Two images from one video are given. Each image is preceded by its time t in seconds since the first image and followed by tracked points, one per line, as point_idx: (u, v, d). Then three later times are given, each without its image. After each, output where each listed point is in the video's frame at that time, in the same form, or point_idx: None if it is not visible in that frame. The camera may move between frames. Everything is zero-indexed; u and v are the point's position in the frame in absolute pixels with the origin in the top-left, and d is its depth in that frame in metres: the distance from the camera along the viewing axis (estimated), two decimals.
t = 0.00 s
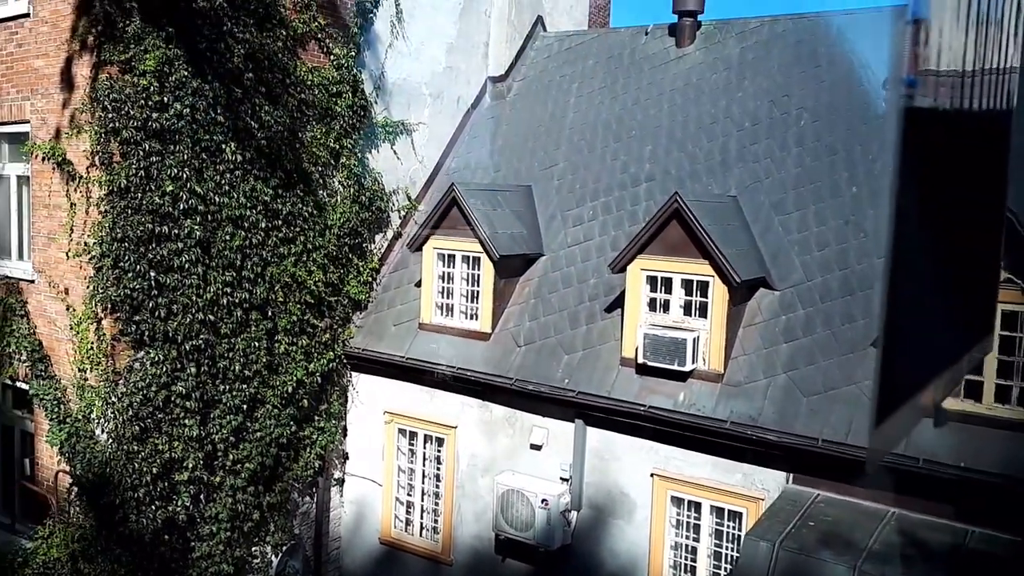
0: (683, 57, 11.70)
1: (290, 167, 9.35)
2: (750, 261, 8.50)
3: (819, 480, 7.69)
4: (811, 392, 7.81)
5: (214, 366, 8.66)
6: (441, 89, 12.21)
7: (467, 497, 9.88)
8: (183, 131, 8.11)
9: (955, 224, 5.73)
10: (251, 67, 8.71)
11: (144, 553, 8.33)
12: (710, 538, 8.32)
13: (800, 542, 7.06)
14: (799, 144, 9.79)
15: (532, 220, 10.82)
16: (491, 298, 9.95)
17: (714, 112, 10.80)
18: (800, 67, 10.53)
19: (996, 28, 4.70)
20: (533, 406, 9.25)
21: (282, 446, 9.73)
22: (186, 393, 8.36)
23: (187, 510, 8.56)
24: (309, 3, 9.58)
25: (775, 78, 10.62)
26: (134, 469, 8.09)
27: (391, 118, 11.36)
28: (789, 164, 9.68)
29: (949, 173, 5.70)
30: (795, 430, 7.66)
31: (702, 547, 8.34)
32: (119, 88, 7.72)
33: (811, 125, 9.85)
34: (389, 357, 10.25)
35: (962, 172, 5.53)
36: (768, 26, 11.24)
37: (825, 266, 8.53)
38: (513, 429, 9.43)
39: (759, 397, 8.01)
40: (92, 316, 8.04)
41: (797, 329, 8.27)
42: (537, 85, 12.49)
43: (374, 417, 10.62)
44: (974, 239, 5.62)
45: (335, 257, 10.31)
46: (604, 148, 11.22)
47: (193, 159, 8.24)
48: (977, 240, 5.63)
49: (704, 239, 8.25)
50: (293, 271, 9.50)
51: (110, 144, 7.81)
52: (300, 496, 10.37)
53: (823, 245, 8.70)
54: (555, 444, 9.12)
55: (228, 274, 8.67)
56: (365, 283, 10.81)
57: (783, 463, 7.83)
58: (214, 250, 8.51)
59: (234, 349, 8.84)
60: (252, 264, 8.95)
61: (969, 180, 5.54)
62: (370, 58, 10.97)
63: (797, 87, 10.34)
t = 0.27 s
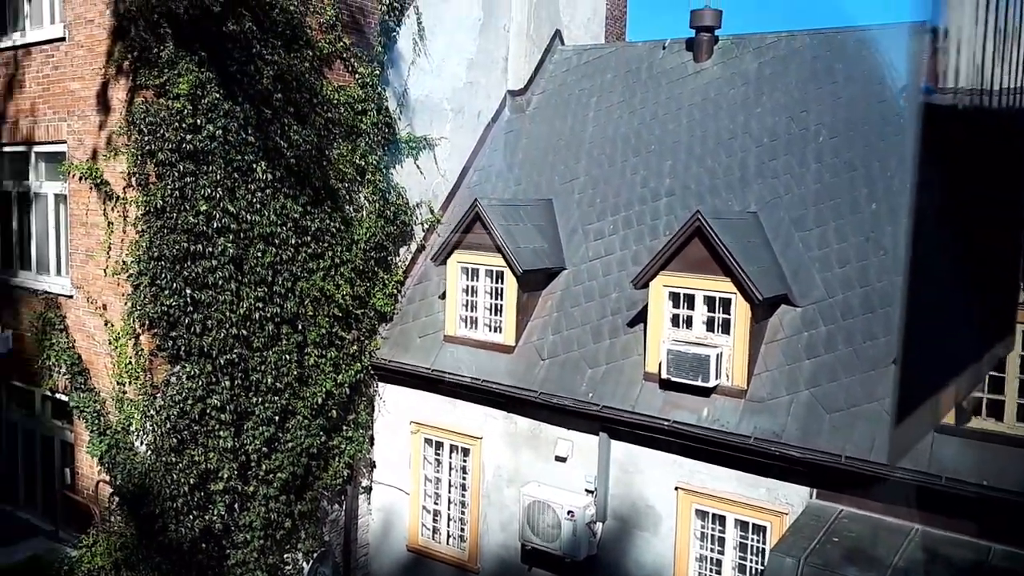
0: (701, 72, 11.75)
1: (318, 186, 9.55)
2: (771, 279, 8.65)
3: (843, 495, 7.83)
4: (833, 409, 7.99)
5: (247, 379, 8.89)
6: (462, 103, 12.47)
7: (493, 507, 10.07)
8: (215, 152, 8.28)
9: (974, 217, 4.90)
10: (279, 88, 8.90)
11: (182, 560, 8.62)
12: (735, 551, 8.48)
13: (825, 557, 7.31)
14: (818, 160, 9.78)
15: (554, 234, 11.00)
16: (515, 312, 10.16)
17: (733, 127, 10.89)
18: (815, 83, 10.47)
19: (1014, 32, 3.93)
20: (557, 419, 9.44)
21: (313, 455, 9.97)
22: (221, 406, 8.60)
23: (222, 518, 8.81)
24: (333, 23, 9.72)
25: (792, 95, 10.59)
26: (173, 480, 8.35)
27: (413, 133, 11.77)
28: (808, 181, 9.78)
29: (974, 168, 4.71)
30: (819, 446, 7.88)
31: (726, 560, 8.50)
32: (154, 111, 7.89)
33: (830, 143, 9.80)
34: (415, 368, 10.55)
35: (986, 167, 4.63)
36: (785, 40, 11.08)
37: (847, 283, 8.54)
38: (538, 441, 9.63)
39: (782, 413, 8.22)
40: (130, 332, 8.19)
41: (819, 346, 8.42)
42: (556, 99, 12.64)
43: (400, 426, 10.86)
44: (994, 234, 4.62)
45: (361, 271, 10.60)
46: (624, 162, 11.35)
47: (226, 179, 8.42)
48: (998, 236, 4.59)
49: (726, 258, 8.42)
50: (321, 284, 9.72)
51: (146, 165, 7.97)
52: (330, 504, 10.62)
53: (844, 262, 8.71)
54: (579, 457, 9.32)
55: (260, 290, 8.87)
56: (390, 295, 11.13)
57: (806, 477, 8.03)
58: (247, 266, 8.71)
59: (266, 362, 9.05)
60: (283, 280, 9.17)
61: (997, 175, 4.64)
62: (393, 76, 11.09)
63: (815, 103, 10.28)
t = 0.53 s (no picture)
0: (779, 79, 11.79)
1: (398, 198, 9.88)
2: (851, 295, 8.54)
3: (923, 518, 7.68)
4: (914, 429, 7.81)
5: (329, 384, 9.22)
6: (535, 113, 12.50)
7: (564, 515, 10.20)
8: (303, 166, 8.59)
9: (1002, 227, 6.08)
10: (362, 103, 9.20)
11: (267, 558, 9.00)
12: (810, 569, 8.41)
13: None
14: (900, 172, 9.68)
15: (627, 244, 11.03)
16: (586, 323, 10.20)
17: (812, 137, 10.81)
18: (902, 92, 10.46)
19: None
20: (629, 430, 9.49)
21: (389, 459, 10.28)
22: (305, 410, 8.94)
23: (304, 518, 9.17)
24: (412, 39, 9.95)
25: (873, 104, 10.59)
26: (260, 481, 8.71)
27: (487, 145, 11.79)
28: (890, 194, 9.59)
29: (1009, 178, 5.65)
30: (898, 467, 7.69)
31: None
32: (246, 129, 8.23)
33: (911, 154, 9.73)
34: (487, 376, 10.71)
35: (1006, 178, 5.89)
36: (865, 49, 11.19)
37: (929, 299, 8.45)
38: (609, 451, 9.70)
39: (861, 432, 8.06)
40: (222, 338, 8.60)
41: (900, 365, 8.26)
42: (628, 107, 12.90)
43: (473, 432, 11.07)
44: None
45: (437, 279, 10.91)
46: (698, 172, 11.35)
47: (312, 193, 8.73)
48: None
49: (804, 273, 8.31)
50: (399, 293, 10.04)
51: (238, 180, 8.33)
52: (405, 506, 10.92)
53: (926, 278, 8.62)
54: (652, 468, 9.36)
55: (343, 298, 9.20)
56: (463, 303, 11.39)
57: (885, 498, 7.85)
58: (331, 276, 9.04)
59: (348, 368, 9.38)
60: (364, 288, 9.49)
61: None
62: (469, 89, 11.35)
63: (897, 113, 10.26)
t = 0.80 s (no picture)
0: (814, 95, 11.87)
1: (436, 215, 10.23)
2: (885, 314, 8.57)
3: (956, 537, 7.68)
4: (947, 449, 7.81)
5: (368, 397, 9.48)
6: (570, 128, 12.72)
7: (595, 527, 10.31)
8: (347, 187, 8.94)
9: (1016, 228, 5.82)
10: (403, 124, 9.56)
11: (305, 567, 9.22)
12: None
13: None
14: (936, 190, 9.69)
15: (660, 259, 11.15)
16: (620, 338, 10.31)
17: (847, 154, 10.84)
18: (937, 108, 10.48)
19: None
20: (661, 445, 9.59)
21: (424, 469, 10.49)
22: (344, 422, 9.21)
23: (342, 528, 9.40)
24: (452, 60, 10.34)
25: (910, 120, 10.60)
26: (300, 492, 8.94)
27: (523, 161, 11.96)
28: (925, 211, 9.57)
29: None
30: (931, 487, 7.69)
31: None
32: (293, 151, 8.54)
33: (947, 171, 9.75)
34: (521, 389, 10.87)
35: None
36: (901, 65, 11.27)
37: (965, 319, 8.45)
38: (641, 465, 9.81)
39: (894, 451, 8.07)
40: (266, 353, 8.87)
41: (934, 384, 8.26)
42: (665, 120, 13.12)
43: (506, 443, 11.25)
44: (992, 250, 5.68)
45: (473, 293, 11.12)
46: (732, 188, 11.44)
47: (354, 212, 9.04)
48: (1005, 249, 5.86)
49: (839, 291, 8.37)
50: (435, 308, 10.29)
51: (284, 200, 8.61)
52: (438, 515, 11.12)
53: (962, 297, 8.63)
54: (683, 483, 9.44)
55: (382, 313, 9.48)
56: (498, 315, 11.56)
57: (918, 517, 7.85)
58: (372, 292, 9.33)
59: (386, 381, 9.64)
60: (403, 303, 9.77)
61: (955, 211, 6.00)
62: (506, 106, 11.58)
63: (933, 129, 10.28)
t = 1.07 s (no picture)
0: (820, 102, 12.00)
1: (447, 223, 10.36)
2: (891, 323, 8.70)
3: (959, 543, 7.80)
4: (951, 457, 7.97)
5: (380, 403, 9.63)
6: (578, 134, 12.89)
7: (603, 531, 10.45)
8: (360, 197, 9.08)
9: None
10: (415, 134, 9.70)
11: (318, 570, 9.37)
12: None
13: None
14: (940, 199, 9.81)
15: (667, 266, 11.27)
16: (627, 345, 10.44)
17: (852, 162, 10.96)
18: (941, 117, 10.60)
19: None
20: (668, 450, 9.73)
21: (434, 474, 10.64)
22: (357, 428, 9.36)
23: (355, 532, 9.56)
24: (463, 69, 10.49)
25: (915, 129, 10.72)
26: (314, 498, 9.10)
27: (532, 167, 12.10)
28: (929, 220, 9.70)
29: None
30: (936, 495, 7.83)
31: None
32: (308, 162, 8.69)
33: (952, 180, 9.87)
34: (530, 394, 11.01)
35: None
36: (906, 74, 11.39)
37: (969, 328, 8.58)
38: (649, 470, 9.95)
39: (899, 459, 8.22)
40: (281, 361, 9.02)
41: (938, 393, 8.39)
42: (669, 127, 13.25)
43: (514, 447, 11.39)
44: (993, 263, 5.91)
45: (482, 299, 11.25)
46: (739, 195, 11.57)
47: (367, 221, 9.19)
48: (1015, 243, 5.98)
49: (845, 301, 8.49)
50: (446, 314, 10.44)
51: (299, 210, 8.75)
52: (448, 519, 11.27)
53: (966, 306, 8.75)
54: (690, 488, 9.58)
55: (394, 320, 9.64)
56: (506, 321, 11.69)
57: (922, 524, 7.98)
58: (384, 299, 9.49)
59: (397, 387, 9.79)
60: (414, 310, 9.92)
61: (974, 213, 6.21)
62: (516, 114, 11.66)
63: (937, 138, 10.40)
